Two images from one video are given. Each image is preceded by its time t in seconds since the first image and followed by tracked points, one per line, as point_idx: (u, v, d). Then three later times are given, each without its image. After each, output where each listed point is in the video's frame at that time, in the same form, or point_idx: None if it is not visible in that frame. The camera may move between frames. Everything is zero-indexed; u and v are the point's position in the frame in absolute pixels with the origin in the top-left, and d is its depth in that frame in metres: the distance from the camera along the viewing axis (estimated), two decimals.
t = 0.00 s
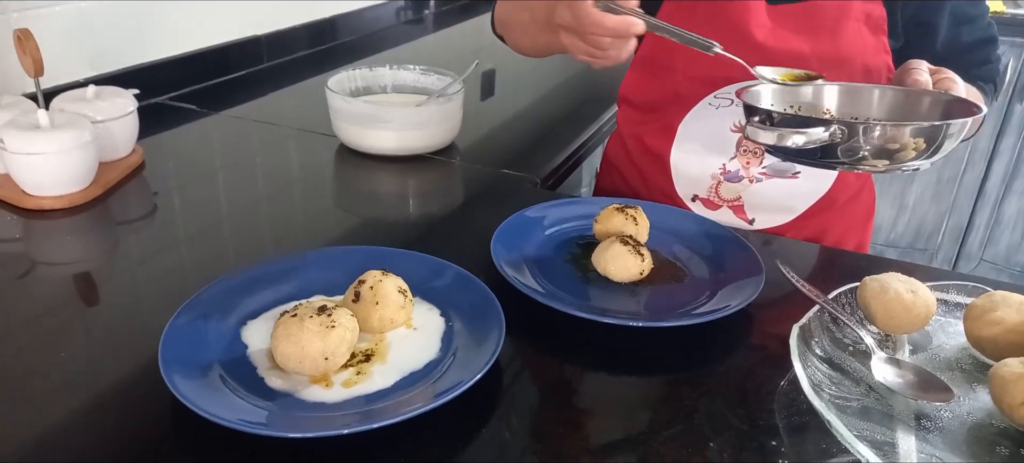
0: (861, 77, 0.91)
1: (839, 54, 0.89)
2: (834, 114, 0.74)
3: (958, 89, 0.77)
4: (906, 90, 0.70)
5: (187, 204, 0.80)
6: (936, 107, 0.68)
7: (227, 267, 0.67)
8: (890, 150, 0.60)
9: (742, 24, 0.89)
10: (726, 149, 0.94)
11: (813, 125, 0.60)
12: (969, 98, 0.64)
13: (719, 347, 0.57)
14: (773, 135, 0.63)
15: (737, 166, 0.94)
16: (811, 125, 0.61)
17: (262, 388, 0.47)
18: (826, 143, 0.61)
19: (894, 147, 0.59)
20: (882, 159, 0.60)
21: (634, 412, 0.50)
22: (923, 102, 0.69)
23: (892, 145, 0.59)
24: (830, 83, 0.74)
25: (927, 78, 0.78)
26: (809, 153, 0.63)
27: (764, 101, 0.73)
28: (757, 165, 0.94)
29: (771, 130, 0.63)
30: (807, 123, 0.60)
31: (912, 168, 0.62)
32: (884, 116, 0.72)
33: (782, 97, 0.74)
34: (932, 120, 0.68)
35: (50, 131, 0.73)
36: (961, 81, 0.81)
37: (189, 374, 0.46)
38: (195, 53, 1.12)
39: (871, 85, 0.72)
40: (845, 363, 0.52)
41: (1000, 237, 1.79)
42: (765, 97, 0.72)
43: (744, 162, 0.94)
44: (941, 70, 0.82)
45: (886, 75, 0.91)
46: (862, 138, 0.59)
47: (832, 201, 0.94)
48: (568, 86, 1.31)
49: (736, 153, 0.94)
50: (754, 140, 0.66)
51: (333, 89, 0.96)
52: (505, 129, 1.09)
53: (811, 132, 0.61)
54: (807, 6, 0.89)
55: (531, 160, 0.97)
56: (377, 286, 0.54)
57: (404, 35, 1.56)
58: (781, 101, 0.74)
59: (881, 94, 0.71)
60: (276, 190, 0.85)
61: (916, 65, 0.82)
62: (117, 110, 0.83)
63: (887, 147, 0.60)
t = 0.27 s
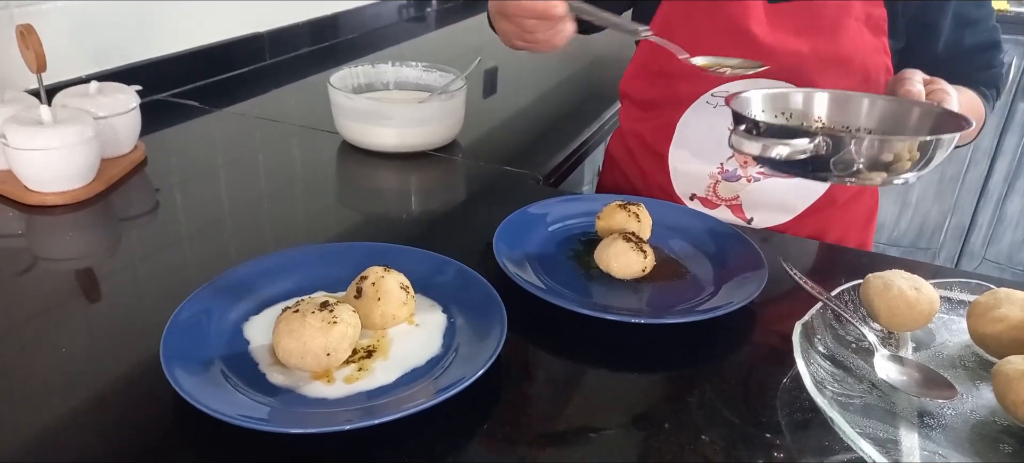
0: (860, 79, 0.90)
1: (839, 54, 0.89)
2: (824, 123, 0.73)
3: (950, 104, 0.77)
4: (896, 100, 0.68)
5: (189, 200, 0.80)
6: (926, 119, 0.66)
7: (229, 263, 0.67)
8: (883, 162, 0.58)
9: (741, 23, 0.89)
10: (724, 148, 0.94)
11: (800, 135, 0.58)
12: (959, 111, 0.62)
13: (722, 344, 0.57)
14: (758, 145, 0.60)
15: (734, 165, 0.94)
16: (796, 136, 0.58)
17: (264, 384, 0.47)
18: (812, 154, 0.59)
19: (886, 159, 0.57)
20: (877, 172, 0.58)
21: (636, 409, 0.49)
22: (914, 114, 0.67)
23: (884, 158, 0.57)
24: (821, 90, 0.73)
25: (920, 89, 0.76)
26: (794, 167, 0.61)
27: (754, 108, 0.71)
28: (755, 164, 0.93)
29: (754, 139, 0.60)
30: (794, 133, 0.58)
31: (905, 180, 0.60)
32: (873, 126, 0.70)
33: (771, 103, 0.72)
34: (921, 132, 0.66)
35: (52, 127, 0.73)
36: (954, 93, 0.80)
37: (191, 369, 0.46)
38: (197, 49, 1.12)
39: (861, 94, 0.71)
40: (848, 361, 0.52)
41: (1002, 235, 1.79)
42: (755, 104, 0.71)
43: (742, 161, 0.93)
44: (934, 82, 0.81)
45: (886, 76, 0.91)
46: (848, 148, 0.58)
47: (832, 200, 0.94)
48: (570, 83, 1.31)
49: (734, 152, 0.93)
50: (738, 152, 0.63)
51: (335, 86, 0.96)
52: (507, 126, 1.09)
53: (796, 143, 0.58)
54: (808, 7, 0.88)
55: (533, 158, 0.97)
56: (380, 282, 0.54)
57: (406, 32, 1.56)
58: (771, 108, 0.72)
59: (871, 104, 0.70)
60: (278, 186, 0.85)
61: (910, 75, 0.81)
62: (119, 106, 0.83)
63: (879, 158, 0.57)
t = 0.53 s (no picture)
0: (851, 79, 0.90)
1: (830, 55, 0.89)
2: (828, 137, 0.73)
3: (951, 113, 0.75)
4: (901, 113, 0.69)
5: (183, 201, 0.80)
6: (931, 135, 0.66)
7: (222, 264, 0.67)
8: (889, 182, 0.58)
9: (732, 24, 0.89)
10: (716, 149, 0.95)
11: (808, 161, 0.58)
12: (964, 127, 0.63)
13: (715, 344, 0.57)
14: (766, 170, 0.59)
15: (725, 167, 0.95)
16: (805, 162, 0.58)
17: (255, 386, 0.47)
18: (821, 179, 0.59)
19: (893, 178, 0.57)
20: (882, 192, 0.58)
21: (629, 410, 0.49)
22: (919, 128, 0.67)
23: (891, 177, 0.57)
24: (825, 104, 0.74)
25: (920, 100, 0.75)
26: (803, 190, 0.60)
27: (758, 122, 0.72)
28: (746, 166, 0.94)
29: (762, 166, 0.58)
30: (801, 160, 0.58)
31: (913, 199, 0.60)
32: (879, 138, 0.71)
33: (776, 118, 0.73)
34: (925, 149, 0.66)
35: (45, 128, 0.73)
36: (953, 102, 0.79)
37: (182, 371, 0.46)
38: (192, 50, 1.12)
39: (867, 107, 0.71)
40: (841, 361, 0.52)
41: (999, 235, 1.79)
42: (758, 120, 0.71)
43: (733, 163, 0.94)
44: (933, 90, 0.80)
45: (879, 77, 0.90)
46: (856, 172, 0.57)
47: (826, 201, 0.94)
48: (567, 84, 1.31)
49: (725, 153, 0.94)
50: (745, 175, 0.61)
51: (329, 86, 0.96)
52: (503, 126, 1.08)
53: (806, 170, 0.58)
54: (800, 7, 0.89)
55: (528, 158, 0.97)
56: (372, 283, 0.54)
57: (403, 32, 1.56)
58: (775, 122, 0.73)
59: (876, 117, 0.71)
60: (273, 187, 0.85)
61: (908, 85, 0.80)
62: (112, 107, 0.83)
63: (886, 178, 0.57)
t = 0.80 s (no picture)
0: (851, 77, 0.90)
1: (828, 54, 0.89)
2: (841, 134, 0.73)
3: (960, 106, 0.75)
4: (913, 108, 0.68)
5: (179, 200, 0.80)
6: (945, 129, 0.66)
7: (218, 264, 0.67)
8: (899, 179, 0.58)
9: (729, 25, 0.89)
10: (715, 149, 0.95)
11: (827, 158, 0.58)
12: (978, 122, 0.62)
13: (712, 343, 0.56)
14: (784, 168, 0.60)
15: (724, 166, 0.95)
16: (824, 159, 0.58)
17: (250, 385, 0.46)
18: (837, 176, 0.59)
19: (905, 176, 0.57)
20: (890, 188, 0.58)
21: (625, 410, 0.49)
22: (933, 123, 0.67)
23: (902, 175, 0.57)
24: (838, 100, 0.74)
25: (929, 94, 0.75)
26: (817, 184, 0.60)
27: (769, 120, 0.72)
28: (745, 166, 0.94)
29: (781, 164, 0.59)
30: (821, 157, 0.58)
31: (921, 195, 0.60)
32: (893, 135, 0.70)
33: (787, 115, 0.73)
34: (940, 143, 0.66)
35: (39, 126, 0.73)
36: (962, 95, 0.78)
37: (175, 370, 0.46)
38: (188, 48, 1.12)
39: (879, 103, 0.71)
40: (838, 360, 0.52)
41: (997, 234, 1.79)
42: (770, 116, 0.72)
43: (732, 163, 0.95)
44: (942, 84, 0.79)
45: (877, 75, 0.90)
46: (871, 169, 0.57)
47: (823, 200, 0.94)
48: (564, 83, 1.31)
49: (724, 153, 0.95)
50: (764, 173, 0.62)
51: (325, 85, 0.95)
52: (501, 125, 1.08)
53: (825, 168, 0.58)
54: (795, 6, 0.87)
55: (525, 157, 0.97)
56: (367, 282, 0.53)
57: (400, 31, 1.56)
58: (786, 119, 0.74)
59: (889, 112, 0.70)
60: (269, 186, 0.85)
61: (917, 78, 0.79)
62: (107, 106, 0.83)
63: (897, 176, 0.57)
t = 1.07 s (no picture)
0: (852, 73, 0.90)
1: (829, 52, 0.89)
2: (846, 123, 0.74)
3: (965, 95, 0.75)
4: (918, 98, 0.69)
5: (178, 199, 0.80)
6: (952, 117, 0.66)
7: (217, 263, 0.67)
8: (903, 166, 0.58)
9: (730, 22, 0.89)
10: (715, 147, 0.95)
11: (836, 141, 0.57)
12: (984, 109, 0.63)
13: (713, 341, 0.56)
14: (790, 153, 0.58)
15: (725, 164, 0.95)
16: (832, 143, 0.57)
17: (249, 385, 0.46)
18: (844, 162, 0.58)
19: (909, 163, 0.57)
20: (894, 175, 0.58)
21: (626, 408, 0.49)
22: (939, 112, 0.67)
23: (906, 162, 0.58)
24: (843, 90, 0.74)
25: (933, 84, 0.75)
26: (823, 171, 0.59)
27: (775, 109, 0.72)
28: (747, 164, 0.94)
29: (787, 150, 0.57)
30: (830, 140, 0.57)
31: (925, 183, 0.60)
32: (898, 124, 0.71)
33: (792, 105, 0.73)
34: (947, 131, 0.66)
35: (36, 126, 0.73)
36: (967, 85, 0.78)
37: (174, 370, 0.46)
38: (186, 47, 1.11)
39: (884, 93, 0.72)
40: (839, 357, 0.51)
41: (997, 231, 1.79)
42: (776, 105, 0.72)
43: (733, 160, 0.95)
44: (947, 74, 0.80)
45: (878, 70, 0.90)
46: (877, 155, 0.57)
47: (823, 198, 0.94)
48: (563, 80, 1.31)
49: (725, 150, 0.95)
50: (771, 158, 0.61)
51: (324, 83, 0.95)
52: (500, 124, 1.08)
53: (833, 152, 0.57)
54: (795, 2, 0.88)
55: (525, 156, 0.97)
56: (366, 280, 0.53)
57: (399, 29, 1.55)
58: (792, 109, 0.74)
59: (895, 102, 0.71)
60: (268, 185, 0.84)
61: (921, 69, 0.80)
62: (105, 105, 0.83)
63: (902, 162, 0.57)
